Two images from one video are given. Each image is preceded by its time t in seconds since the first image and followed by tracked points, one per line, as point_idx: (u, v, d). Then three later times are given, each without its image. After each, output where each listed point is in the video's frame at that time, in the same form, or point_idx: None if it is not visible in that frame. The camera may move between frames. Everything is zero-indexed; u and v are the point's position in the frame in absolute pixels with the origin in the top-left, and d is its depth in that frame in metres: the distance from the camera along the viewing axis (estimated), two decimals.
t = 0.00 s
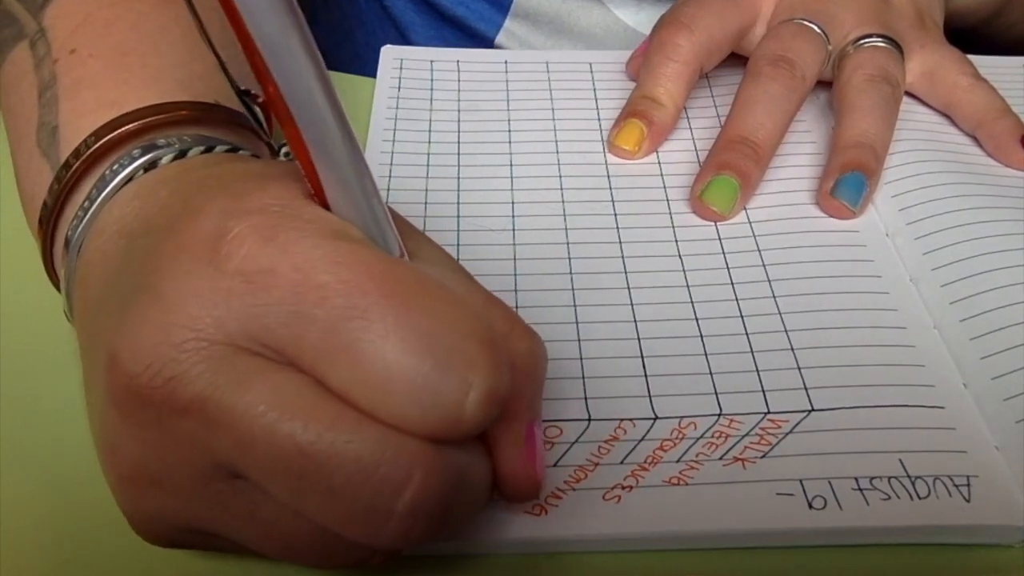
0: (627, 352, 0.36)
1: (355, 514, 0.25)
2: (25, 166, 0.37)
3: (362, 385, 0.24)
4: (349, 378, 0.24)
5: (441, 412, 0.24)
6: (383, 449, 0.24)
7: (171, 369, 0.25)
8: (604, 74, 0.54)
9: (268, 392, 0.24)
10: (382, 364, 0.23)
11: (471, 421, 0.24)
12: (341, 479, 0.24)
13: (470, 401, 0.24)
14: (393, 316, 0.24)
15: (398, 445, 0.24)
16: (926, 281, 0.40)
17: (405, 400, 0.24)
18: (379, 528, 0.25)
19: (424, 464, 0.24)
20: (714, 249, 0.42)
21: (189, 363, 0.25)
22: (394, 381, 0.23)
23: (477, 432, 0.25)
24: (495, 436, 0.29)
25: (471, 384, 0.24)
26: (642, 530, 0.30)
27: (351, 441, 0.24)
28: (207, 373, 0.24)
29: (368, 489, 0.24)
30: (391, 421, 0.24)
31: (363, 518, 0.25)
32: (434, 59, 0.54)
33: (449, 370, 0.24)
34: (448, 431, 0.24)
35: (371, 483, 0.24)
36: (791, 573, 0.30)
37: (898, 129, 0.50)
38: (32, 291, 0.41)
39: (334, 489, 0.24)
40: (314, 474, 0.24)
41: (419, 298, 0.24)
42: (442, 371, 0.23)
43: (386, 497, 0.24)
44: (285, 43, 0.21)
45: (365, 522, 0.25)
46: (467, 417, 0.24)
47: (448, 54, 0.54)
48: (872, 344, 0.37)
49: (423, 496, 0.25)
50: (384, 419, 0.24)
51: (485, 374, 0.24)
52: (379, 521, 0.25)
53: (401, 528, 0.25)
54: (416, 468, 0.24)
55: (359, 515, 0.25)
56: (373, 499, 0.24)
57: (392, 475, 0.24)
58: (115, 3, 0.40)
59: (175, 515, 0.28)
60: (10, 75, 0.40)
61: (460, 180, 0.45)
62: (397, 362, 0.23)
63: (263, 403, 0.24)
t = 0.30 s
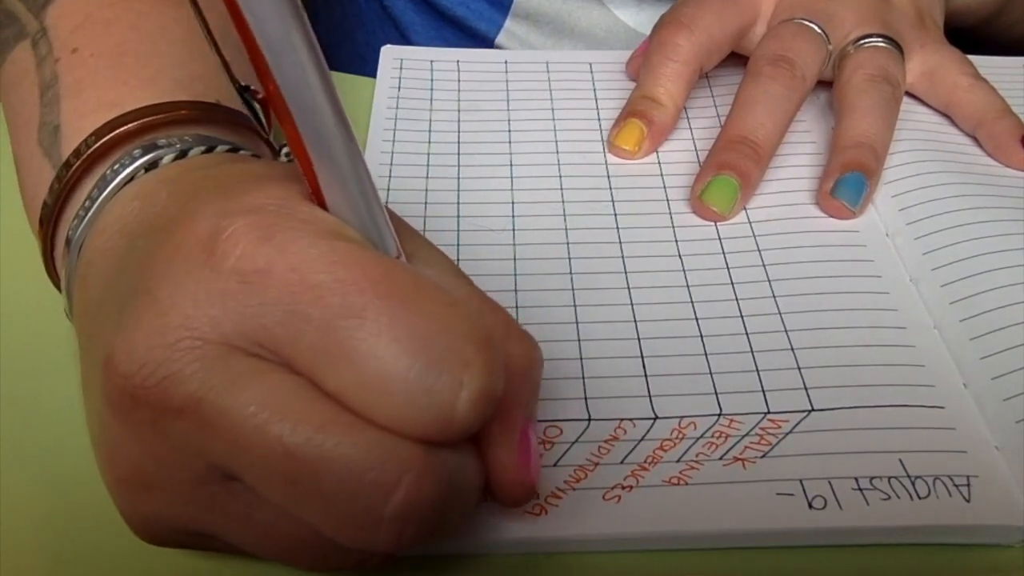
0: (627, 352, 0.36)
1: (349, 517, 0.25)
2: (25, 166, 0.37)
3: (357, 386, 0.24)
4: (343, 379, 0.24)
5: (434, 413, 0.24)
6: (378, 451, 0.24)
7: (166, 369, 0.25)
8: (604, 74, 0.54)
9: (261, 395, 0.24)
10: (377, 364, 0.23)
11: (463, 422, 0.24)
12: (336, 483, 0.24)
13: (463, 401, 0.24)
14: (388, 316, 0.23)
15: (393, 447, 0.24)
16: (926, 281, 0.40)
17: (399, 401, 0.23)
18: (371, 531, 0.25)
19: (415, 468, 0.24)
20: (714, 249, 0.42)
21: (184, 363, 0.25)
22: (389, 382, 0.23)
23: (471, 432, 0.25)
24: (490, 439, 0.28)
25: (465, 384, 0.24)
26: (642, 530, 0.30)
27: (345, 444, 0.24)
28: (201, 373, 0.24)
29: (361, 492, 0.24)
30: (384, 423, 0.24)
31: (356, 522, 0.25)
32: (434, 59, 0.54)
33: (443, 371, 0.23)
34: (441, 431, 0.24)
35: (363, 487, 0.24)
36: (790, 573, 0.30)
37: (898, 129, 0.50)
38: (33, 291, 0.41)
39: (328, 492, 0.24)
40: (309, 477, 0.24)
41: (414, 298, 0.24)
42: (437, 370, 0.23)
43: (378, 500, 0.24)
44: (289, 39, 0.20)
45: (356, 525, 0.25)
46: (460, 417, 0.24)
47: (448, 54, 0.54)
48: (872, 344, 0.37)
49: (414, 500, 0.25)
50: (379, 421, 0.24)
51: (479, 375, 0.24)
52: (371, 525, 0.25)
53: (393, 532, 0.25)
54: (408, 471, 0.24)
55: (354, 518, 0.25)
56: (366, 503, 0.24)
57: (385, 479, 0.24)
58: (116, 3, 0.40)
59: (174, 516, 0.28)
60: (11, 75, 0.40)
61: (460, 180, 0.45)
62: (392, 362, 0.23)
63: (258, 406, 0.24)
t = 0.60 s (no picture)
0: (627, 352, 0.36)
1: (338, 518, 0.25)
2: (26, 165, 0.38)
3: (350, 389, 0.23)
4: (335, 379, 0.24)
5: (429, 419, 0.23)
6: (369, 453, 0.24)
7: (163, 367, 0.25)
8: (604, 74, 0.54)
9: (255, 392, 0.24)
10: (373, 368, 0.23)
11: (460, 429, 0.24)
12: (325, 483, 0.24)
13: (458, 407, 0.24)
14: (383, 320, 0.23)
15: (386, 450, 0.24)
16: (926, 281, 0.40)
17: (393, 405, 0.23)
18: (361, 534, 0.25)
19: (407, 471, 0.24)
20: (714, 249, 0.42)
21: (179, 360, 0.25)
22: (383, 386, 0.23)
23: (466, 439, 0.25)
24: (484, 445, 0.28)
25: (460, 390, 0.23)
26: (642, 530, 0.30)
27: (335, 444, 0.24)
28: (196, 370, 0.24)
29: (351, 495, 0.24)
30: (378, 426, 0.24)
31: (344, 524, 0.25)
32: (434, 59, 0.54)
33: (438, 376, 0.23)
34: (437, 437, 0.24)
35: (352, 490, 0.24)
36: (790, 573, 0.30)
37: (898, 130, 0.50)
38: (32, 291, 0.41)
39: (317, 493, 0.24)
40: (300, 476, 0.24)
41: (408, 303, 0.24)
42: (432, 375, 0.23)
43: (369, 503, 0.24)
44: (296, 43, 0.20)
45: (349, 527, 0.25)
46: (456, 424, 0.24)
47: (448, 54, 0.54)
48: (872, 344, 0.37)
49: (404, 504, 0.25)
50: (372, 424, 0.24)
51: (474, 381, 0.24)
52: (360, 528, 0.25)
53: (383, 534, 0.25)
54: (398, 475, 0.24)
55: (343, 520, 0.25)
56: (355, 506, 0.24)
57: (374, 482, 0.24)
58: (118, 3, 0.40)
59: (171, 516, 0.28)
60: (13, 74, 0.40)
61: (460, 180, 0.45)
62: (386, 367, 0.23)
63: (252, 403, 0.24)
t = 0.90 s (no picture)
0: (627, 352, 0.36)
1: (320, 519, 0.25)
2: (26, 164, 0.38)
3: (332, 383, 0.24)
4: (323, 377, 0.24)
5: (413, 414, 0.24)
6: (353, 451, 0.24)
7: (149, 365, 0.25)
8: (604, 74, 0.54)
9: (242, 391, 0.24)
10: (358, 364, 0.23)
11: (444, 425, 0.24)
12: (308, 483, 0.24)
13: (441, 403, 0.24)
14: (368, 316, 0.24)
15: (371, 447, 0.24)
16: (926, 281, 0.40)
17: (376, 400, 0.24)
18: (345, 532, 0.25)
19: (394, 469, 0.24)
20: (714, 249, 0.42)
21: (166, 360, 0.25)
22: (366, 382, 0.23)
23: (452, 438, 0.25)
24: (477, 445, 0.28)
25: (446, 386, 0.24)
26: (642, 530, 0.30)
27: (320, 442, 0.24)
28: (183, 369, 0.24)
29: (335, 493, 0.24)
30: (364, 423, 0.24)
31: (331, 522, 0.25)
32: (434, 59, 0.54)
33: (421, 372, 0.24)
34: (421, 433, 0.24)
35: (338, 487, 0.24)
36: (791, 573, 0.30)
37: (899, 129, 0.50)
38: (33, 291, 0.41)
39: (302, 491, 0.24)
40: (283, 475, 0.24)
41: (395, 301, 0.24)
42: (416, 371, 0.24)
43: (354, 501, 0.24)
44: (299, 73, 0.20)
45: (336, 525, 0.25)
46: (439, 420, 0.24)
47: (448, 54, 0.54)
48: (872, 343, 0.37)
49: (390, 502, 0.25)
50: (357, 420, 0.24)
51: (459, 378, 0.24)
52: (346, 526, 0.25)
53: (368, 535, 0.25)
54: (386, 473, 0.24)
55: (326, 518, 0.25)
56: (339, 504, 0.24)
57: (360, 479, 0.24)
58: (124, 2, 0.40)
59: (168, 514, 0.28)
60: (15, 73, 0.39)
61: (460, 180, 0.45)
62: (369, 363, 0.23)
63: (238, 401, 0.24)
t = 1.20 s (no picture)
0: (628, 352, 0.36)
1: (373, 487, 0.25)
2: (17, 167, 0.37)
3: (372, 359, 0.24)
4: (364, 355, 0.24)
5: (451, 385, 0.24)
6: (398, 421, 0.24)
7: (185, 351, 0.25)
8: (604, 74, 0.54)
9: (284, 371, 0.24)
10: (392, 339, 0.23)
11: (480, 392, 0.24)
12: (360, 453, 0.24)
13: (477, 372, 0.24)
14: (400, 291, 0.24)
15: (417, 416, 0.24)
16: (926, 281, 0.40)
17: (416, 374, 0.24)
18: (399, 497, 0.25)
19: (440, 434, 0.25)
20: (714, 249, 0.42)
21: (190, 348, 0.25)
22: (404, 357, 0.23)
23: (488, 402, 0.26)
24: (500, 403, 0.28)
25: (479, 355, 0.24)
26: (641, 530, 0.30)
27: (367, 414, 0.24)
28: (223, 353, 0.24)
29: (387, 461, 0.24)
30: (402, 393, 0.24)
31: (383, 488, 0.25)
32: (433, 60, 0.54)
33: (456, 343, 0.24)
34: (458, 402, 0.24)
35: (388, 456, 0.24)
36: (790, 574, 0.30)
37: (900, 130, 0.50)
38: (33, 291, 0.41)
39: (355, 463, 0.24)
40: (332, 449, 0.24)
41: (426, 271, 0.24)
42: (449, 343, 0.24)
43: (404, 467, 0.25)
44: (277, 33, 0.21)
45: (389, 492, 0.25)
46: (473, 388, 0.24)
47: (448, 54, 0.54)
48: (871, 344, 0.37)
49: (438, 467, 0.25)
50: (397, 392, 0.24)
51: (491, 347, 0.24)
52: (399, 491, 0.25)
53: (419, 498, 0.25)
54: (433, 438, 0.25)
55: (378, 485, 0.25)
56: (391, 471, 0.25)
57: (408, 446, 0.24)
58: (105, 4, 0.40)
59: (190, 501, 0.27)
60: (4, 77, 0.39)
61: (460, 180, 0.45)
62: (401, 336, 0.23)
63: (279, 381, 0.24)
